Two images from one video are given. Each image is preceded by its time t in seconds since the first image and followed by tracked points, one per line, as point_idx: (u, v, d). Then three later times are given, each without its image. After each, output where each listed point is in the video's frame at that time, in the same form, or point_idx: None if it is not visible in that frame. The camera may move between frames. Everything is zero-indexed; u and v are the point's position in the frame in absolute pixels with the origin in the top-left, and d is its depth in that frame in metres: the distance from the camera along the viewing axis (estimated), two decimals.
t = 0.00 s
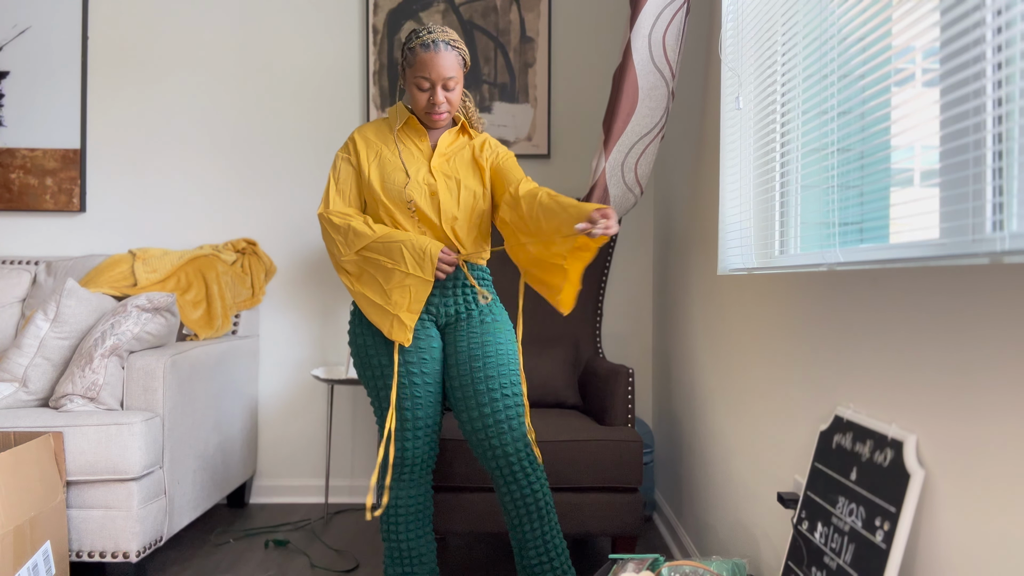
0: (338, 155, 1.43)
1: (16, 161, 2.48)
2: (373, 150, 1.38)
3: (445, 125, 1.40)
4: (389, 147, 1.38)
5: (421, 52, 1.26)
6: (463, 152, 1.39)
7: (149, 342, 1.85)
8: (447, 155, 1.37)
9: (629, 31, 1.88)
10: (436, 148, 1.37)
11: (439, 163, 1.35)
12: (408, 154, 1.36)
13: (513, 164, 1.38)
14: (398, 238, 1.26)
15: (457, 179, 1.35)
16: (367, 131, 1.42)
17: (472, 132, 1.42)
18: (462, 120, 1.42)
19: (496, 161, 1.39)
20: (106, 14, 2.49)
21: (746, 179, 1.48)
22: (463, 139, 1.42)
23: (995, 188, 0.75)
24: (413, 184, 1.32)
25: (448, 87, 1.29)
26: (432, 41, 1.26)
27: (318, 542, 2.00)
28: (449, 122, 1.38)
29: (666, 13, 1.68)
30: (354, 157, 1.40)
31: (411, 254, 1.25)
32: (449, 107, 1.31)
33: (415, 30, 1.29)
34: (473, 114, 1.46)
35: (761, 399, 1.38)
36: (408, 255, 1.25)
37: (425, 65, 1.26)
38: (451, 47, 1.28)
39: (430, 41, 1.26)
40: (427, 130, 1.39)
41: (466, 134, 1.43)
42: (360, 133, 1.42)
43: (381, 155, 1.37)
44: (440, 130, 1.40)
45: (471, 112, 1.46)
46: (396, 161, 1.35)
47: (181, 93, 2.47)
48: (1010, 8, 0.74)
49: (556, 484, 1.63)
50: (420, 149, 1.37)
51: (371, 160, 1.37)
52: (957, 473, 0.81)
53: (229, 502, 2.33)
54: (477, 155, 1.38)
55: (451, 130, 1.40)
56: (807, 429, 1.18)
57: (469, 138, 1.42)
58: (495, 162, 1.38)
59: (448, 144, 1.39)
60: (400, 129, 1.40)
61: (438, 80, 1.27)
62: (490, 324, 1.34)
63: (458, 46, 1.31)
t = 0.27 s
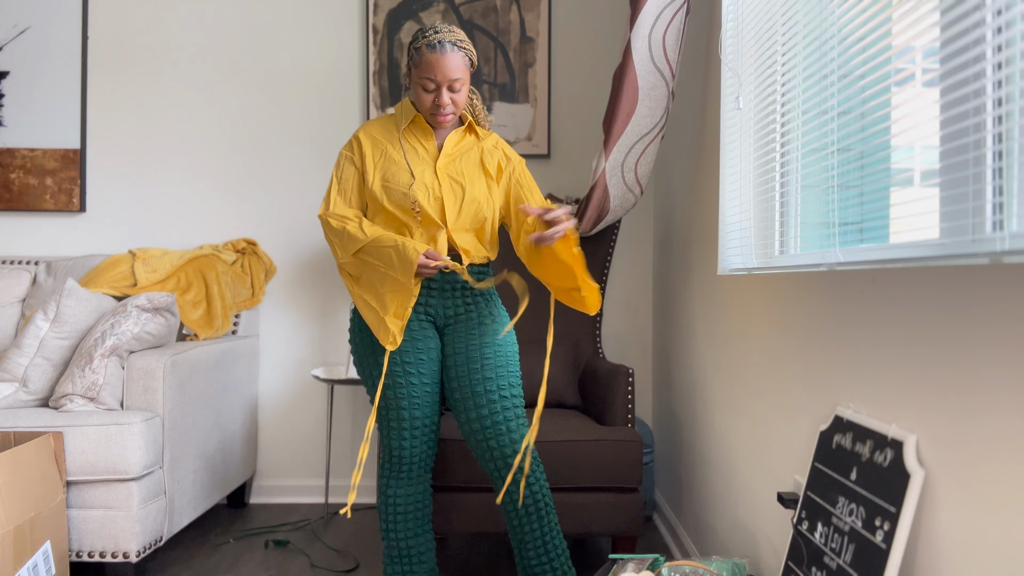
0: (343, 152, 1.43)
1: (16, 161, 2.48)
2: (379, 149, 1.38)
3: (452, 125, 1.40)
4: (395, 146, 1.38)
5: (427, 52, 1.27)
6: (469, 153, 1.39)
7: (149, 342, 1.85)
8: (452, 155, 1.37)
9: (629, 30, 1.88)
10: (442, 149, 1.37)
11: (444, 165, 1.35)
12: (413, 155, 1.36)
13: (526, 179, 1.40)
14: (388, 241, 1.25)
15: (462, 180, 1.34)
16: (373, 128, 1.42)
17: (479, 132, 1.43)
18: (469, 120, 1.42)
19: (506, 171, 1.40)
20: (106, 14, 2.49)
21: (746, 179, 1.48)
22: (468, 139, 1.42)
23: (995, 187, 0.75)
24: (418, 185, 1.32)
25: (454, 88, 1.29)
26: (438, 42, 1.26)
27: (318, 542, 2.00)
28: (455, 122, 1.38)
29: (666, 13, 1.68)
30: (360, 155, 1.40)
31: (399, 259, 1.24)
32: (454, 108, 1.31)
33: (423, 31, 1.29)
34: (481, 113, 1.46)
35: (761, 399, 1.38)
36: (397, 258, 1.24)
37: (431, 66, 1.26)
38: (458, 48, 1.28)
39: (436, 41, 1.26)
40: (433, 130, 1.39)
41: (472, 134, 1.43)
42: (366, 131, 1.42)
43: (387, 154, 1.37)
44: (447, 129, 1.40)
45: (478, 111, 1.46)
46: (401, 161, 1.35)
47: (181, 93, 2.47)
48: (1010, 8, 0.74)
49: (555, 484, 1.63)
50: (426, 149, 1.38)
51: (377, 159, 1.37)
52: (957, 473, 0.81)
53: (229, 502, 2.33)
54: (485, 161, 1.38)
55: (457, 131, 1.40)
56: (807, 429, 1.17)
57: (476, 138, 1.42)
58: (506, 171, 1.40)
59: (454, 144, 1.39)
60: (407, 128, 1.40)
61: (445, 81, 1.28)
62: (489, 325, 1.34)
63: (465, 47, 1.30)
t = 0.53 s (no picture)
0: (343, 149, 1.42)
1: (16, 161, 2.48)
2: (381, 146, 1.38)
3: (455, 125, 1.41)
4: (398, 144, 1.37)
5: (429, 52, 1.27)
6: (473, 154, 1.41)
7: (149, 342, 1.85)
8: (457, 154, 1.39)
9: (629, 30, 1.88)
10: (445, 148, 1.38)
11: (449, 164, 1.36)
12: (418, 153, 1.36)
13: (520, 191, 1.48)
14: (359, 242, 1.31)
15: (466, 181, 1.36)
16: (375, 126, 1.42)
17: (483, 133, 1.44)
18: (472, 119, 1.43)
19: (507, 178, 1.46)
20: (106, 13, 2.49)
21: (746, 179, 1.48)
22: (472, 138, 1.43)
23: (995, 188, 0.75)
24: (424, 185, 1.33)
25: (455, 87, 1.29)
26: (441, 42, 1.27)
27: (318, 542, 2.00)
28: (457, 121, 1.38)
29: (666, 13, 1.68)
30: (360, 153, 1.40)
31: (367, 262, 1.31)
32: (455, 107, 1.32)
33: (426, 30, 1.29)
34: (484, 113, 1.47)
35: (760, 399, 1.38)
36: (366, 260, 1.31)
37: (432, 66, 1.26)
38: (461, 48, 1.28)
39: (438, 41, 1.26)
40: (436, 128, 1.40)
41: (475, 134, 1.45)
42: (368, 129, 1.42)
43: (390, 152, 1.37)
44: (450, 128, 1.41)
45: (481, 110, 1.46)
46: (406, 160, 1.35)
47: (181, 93, 2.47)
48: (1010, 8, 0.74)
49: (556, 484, 1.63)
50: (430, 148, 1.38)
51: (379, 157, 1.37)
52: (957, 473, 0.81)
53: (229, 502, 2.33)
54: (489, 165, 1.42)
55: (460, 130, 1.41)
56: (807, 429, 1.18)
57: (480, 139, 1.44)
58: (506, 178, 1.46)
59: (457, 144, 1.40)
60: (409, 127, 1.41)
61: (446, 81, 1.28)
62: (492, 324, 1.34)
63: (468, 47, 1.30)
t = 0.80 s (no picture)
0: (341, 150, 1.41)
1: (16, 161, 2.48)
2: (381, 148, 1.37)
3: (452, 122, 1.40)
4: (398, 145, 1.37)
5: (429, 42, 1.28)
6: (472, 153, 1.40)
7: (149, 342, 1.85)
8: (457, 154, 1.38)
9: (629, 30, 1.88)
10: (445, 148, 1.37)
11: (450, 164, 1.36)
12: (420, 153, 1.36)
13: (522, 186, 1.49)
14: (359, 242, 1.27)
15: (467, 181, 1.36)
16: (374, 127, 1.41)
17: (479, 130, 1.43)
18: (467, 116, 1.42)
19: (508, 175, 1.46)
20: (106, 14, 2.49)
21: (746, 180, 1.48)
22: (469, 136, 1.42)
23: (995, 188, 0.75)
24: (426, 185, 1.32)
25: (455, 76, 1.30)
26: (440, 32, 1.28)
27: (318, 542, 2.00)
28: (455, 117, 1.38)
29: (666, 13, 1.68)
30: (360, 155, 1.39)
31: (369, 263, 1.26)
32: (455, 98, 1.32)
33: (425, 23, 1.31)
34: (479, 113, 1.47)
35: (760, 399, 1.38)
36: (367, 260, 1.26)
37: (433, 55, 1.28)
38: (460, 39, 1.30)
39: (438, 32, 1.28)
40: (434, 127, 1.39)
41: (471, 132, 1.43)
42: (367, 131, 1.41)
43: (391, 154, 1.36)
44: (447, 126, 1.40)
45: (477, 109, 1.46)
46: (407, 160, 1.35)
47: (181, 93, 2.47)
48: (1010, 7, 0.74)
49: (557, 484, 1.63)
50: (430, 148, 1.37)
51: (379, 159, 1.37)
52: (957, 472, 0.81)
53: (229, 502, 2.33)
54: (489, 163, 1.42)
55: (457, 127, 1.40)
56: (807, 428, 1.18)
57: (475, 138, 1.43)
58: (506, 175, 1.45)
59: (455, 143, 1.39)
60: (410, 127, 1.40)
61: (446, 69, 1.29)
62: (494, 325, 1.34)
63: (467, 39, 1.33)
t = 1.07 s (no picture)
0: (337, 142, 1.41)
1: (16, 161, 2.48)
2: (379, 145, 1.37)
3: (452, 121, 1.40)
4: (396, 142, 1.37)
5: (427, 37, 1.30)
6: (470, 152, 1.40)
7: (149, 342, 1.85)
8: (456, 153, 1.38)
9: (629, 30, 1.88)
10: (443, 147, 1.37)
11: (448, 162, 1.36)
12: (417, 152, 1.35)
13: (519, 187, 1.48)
14: (314, 245, 1.33)
15: (465, 178, 1.35)
16: (373, 124, 1.41)
17: (478, 129, 1.43)
18: (467, 115, 1.42)
19: (508, 171, 1.46)
20: (106, 14, 2.49)
21: (746, 180, 1.48)
22: (469, 135, 1.42)
23: (995, 188, 0.75)
24: (423, 184, 1.32)
25: (453, 71, 1.31)
26: (437, 28, 1.30)
27: (318, 542, 2.00)
28: (454, 115, 1.39)
29: (666, 13, 1.68)
30: (356, 149, 1.38)
31: (318, 265, 1.33)
32: (453, 93, 1.33)
33: (422, 21, 1.33)
34: (480, 112, 1.47)
35: (760, 399, 1.38)
36: (316, 264, 1.33)
37: (431, 49, 1.29)
38: (457, 35, 1.32)
39: (436, 27, 1.30)
40: (433, 125, 1.39)
41: (471, 130, 1.43)
42: (365, 126, 1.41)
43: (388, 152, 1.36)
44: (447, 125, 1.40)
45: (477, 109, 1.46)
46: (404, 159, 1.34)
47: (181, 93, 2.47)
48: (1010, 8, 0.74)
49: (556, 484, 1.63)
50: (428, 146, 1.37)
51: (377, 156, 1.36)
52: (957, 473, 0.81)
53: (229, 502, 2.33)
54: (488, 160, 1.41)
55: (457, 126, 1.40)
56: (807, 428, 1.18)
57: (475, 136, 1.43)
58: (507, 171, 1.46)
59: (454, 141, 1.39)
60: (408, 126, 1.39)
61: (443, 64, 1.30)
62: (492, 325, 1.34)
63: (464, 36, 1.34)
